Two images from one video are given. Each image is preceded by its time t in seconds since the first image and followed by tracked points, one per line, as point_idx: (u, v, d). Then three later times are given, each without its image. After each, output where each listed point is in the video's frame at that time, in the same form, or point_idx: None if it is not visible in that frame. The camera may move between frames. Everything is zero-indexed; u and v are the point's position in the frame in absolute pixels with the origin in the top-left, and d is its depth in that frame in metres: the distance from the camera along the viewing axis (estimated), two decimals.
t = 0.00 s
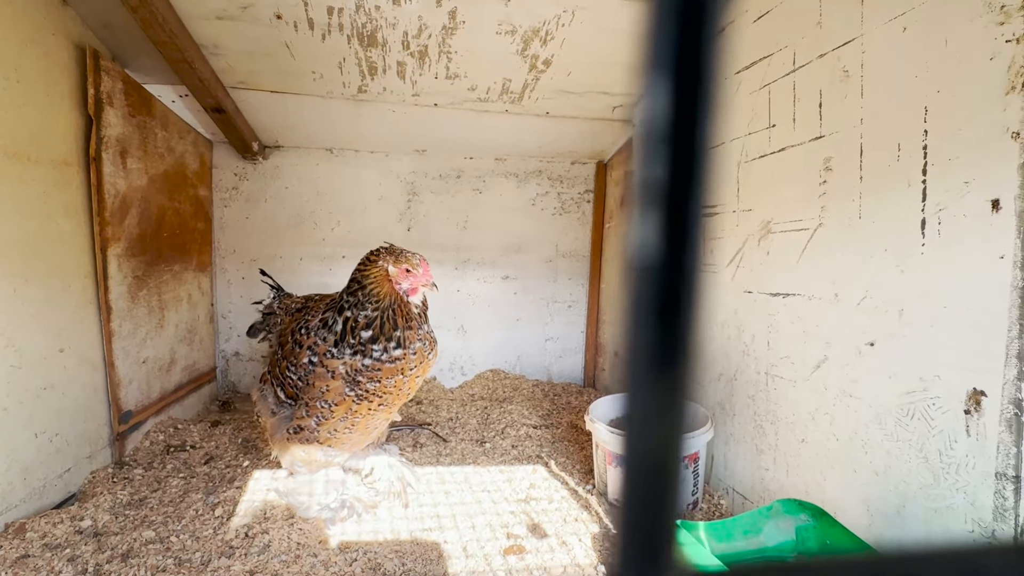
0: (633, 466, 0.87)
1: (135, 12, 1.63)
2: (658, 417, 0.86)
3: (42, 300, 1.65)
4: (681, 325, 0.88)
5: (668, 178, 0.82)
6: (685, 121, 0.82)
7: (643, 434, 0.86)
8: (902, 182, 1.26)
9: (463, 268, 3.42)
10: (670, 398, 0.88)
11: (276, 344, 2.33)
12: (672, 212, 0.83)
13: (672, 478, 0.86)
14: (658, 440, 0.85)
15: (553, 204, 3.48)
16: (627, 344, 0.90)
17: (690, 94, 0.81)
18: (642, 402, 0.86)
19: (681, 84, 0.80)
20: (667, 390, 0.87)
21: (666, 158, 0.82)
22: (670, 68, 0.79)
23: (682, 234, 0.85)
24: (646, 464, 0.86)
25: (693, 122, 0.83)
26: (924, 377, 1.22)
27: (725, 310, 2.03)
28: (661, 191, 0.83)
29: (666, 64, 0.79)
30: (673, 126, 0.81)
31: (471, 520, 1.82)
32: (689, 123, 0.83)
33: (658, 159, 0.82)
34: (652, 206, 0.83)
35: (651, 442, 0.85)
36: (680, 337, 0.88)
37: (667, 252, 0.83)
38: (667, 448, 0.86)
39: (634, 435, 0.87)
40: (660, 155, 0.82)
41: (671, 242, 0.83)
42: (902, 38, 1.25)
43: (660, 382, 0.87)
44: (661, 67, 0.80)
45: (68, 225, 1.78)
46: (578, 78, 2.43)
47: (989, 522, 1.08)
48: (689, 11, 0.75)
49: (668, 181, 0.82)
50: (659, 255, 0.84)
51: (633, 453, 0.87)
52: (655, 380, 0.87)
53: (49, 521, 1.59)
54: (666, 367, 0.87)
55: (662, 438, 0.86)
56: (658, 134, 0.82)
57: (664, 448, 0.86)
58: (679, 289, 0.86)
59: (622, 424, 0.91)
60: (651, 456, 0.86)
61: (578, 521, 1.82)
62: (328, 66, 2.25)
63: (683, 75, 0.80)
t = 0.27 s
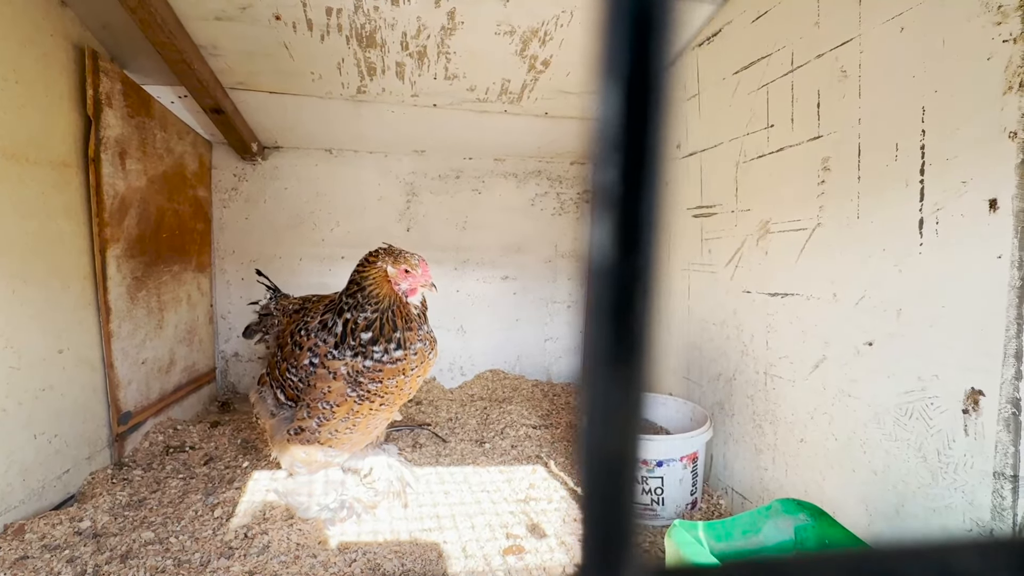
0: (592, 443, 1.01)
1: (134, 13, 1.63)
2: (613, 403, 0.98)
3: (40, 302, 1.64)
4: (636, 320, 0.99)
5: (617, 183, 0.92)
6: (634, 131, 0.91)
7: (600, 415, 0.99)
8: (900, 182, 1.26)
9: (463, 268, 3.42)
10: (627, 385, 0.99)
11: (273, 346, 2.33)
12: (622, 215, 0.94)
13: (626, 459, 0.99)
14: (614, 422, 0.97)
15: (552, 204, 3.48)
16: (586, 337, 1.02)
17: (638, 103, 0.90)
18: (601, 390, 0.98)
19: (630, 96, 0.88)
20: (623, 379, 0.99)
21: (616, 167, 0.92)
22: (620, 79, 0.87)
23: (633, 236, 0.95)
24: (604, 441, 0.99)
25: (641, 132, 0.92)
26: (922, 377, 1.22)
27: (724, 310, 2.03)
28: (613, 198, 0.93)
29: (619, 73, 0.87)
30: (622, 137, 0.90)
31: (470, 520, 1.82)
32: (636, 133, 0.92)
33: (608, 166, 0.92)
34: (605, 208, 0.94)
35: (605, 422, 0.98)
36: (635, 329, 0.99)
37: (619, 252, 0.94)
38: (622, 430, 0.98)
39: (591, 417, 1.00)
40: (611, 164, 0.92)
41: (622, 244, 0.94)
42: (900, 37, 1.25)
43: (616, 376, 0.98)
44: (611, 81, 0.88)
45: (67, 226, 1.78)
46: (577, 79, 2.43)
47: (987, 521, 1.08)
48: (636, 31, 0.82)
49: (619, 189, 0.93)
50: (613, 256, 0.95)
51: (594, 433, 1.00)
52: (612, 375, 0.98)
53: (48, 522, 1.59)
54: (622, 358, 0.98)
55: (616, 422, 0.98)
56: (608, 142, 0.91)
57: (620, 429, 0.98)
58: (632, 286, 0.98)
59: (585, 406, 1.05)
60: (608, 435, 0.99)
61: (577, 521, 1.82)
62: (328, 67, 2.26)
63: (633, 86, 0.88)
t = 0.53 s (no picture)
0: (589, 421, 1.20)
1: (133, 13, 1.63)
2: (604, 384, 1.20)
3: (40, 303, 1.64)
4: (620, 307, 1.24)
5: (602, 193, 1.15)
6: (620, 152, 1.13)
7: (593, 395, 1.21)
8: (899, 182, 1.26)
9: (462, 268, 3.42)
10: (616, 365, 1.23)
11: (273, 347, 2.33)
12: (608, 221, 1.17)
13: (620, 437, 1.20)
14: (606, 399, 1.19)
15: (552, 204, 3.48)
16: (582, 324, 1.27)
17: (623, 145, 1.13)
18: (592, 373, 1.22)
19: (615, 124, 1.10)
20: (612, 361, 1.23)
21: (603, 175, 1.13)
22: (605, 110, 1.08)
23: (616, 242, 1.20)
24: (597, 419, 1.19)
25: (626, 149, 1.14)
26: (922, 376, 1.23)
27: (723, 310, 2.03)
28: (599, 209, 1.17)
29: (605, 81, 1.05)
30: (610, 149, 1.12)
31: (470, 521, 1.82)
32: (621, 152, 1.14)
33: (595, 178, 1.14)
34: (591, 219, 1.19)
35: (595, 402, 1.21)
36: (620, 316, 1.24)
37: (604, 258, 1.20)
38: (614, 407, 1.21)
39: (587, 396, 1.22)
40: (598, 175, 1.14)
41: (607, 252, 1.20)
42: (899, 37, 1.25)
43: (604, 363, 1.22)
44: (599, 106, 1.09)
45: (67, 227, 1.78)
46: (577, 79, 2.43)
47: (986, 520, 1.08)
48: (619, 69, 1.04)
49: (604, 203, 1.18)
50: (599, 256, 1.21)
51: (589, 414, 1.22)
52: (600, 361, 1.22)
53: (48, 523, 1.59)
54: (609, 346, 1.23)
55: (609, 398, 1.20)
56: (597, 152, 1.12)
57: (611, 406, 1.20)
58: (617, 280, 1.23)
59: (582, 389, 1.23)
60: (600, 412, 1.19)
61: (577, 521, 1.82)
62: (327, 67, 2.25)
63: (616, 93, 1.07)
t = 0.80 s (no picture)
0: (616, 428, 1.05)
1: (134, 13, 1.63)
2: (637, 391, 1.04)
3: (40, 303, 1.64)
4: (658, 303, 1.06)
5: (640, 181, 0.98)
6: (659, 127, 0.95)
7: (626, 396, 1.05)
8: (900, 181, 1.26)
9: (462, 268, 3.42)
10: (650, 369, 1.06)
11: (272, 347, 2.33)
12: (644, 206, 1.00)
13: (655, 442, 1.03)
14: (639, 421, 1.02)
15: (552, 204, 3.48)
16: (611, 327, 1.11)
17: (663, 107, 0.95)
18: (623, 379, 1.06)
19: (654, 101, 0.92)
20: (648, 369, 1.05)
21: (640, 157, 0.96)
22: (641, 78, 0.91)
23: (656, 231, 1.01)
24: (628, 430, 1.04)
25: (667, 118, 0.96)
26: (923, 375, 1.22)
27: (723, 309, 2.03)
28: (633, 192, 0.99)
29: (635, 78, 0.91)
30: (648, 126, 0.94)
31: (471, 521, 1.82)
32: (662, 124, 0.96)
33: (629, 161, 0.98)
34: (626, 199, 1.02)
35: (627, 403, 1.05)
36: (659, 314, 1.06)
37: (640, 251, 1.02)
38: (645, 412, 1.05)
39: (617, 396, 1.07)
40: (632, 157, 0.97)
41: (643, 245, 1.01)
42: (900, 37, 1.25)
43: (636, 362, 1.05)
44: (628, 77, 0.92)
45: (67, 228, 1.78)
46: (577, 79, 2.43)
47: (988, 520, 1.08)
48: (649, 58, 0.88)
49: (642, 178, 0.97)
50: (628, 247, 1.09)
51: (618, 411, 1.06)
52: (631, 361, 1.06)
53: (49, 523, 1.59)
54: (645, 354, 1.05)
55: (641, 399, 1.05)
56: (628, 137, 0.97)
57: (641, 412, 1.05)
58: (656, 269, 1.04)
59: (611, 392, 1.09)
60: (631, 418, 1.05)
61: (578, 521, 1.82)
62: (327, 67, 2.25)
63: (653, 78, 0.92)
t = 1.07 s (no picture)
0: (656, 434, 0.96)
1: (134, 13, 1.63)
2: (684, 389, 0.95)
3: (41, 303, 1.64)
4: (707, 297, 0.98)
5: (692, 160, 0.93)
6: (715, 103, 0.91)
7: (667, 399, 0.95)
8: (903, 180, 1.26)
9: (463, 268, 3.42)
10: (697, 369, 0.97)
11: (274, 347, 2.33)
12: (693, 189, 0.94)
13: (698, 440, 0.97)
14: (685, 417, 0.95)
15: (553, 203, 3.48)
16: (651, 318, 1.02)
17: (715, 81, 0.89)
18: (665, 376, 0.97)
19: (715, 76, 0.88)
20: (691, 366, 0.97)
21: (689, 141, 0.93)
22: (702, 50, 0.85)
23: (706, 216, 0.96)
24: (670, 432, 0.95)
25: (716, 102, 0.92)
26: (925, 375, 1.22)
27: (725, 309, 2.03)
28: (688, 165, 0.93)
29: (694, 48, 0.85)
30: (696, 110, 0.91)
31: (472, 521, 1.82)
32: (717, 103, 0.91)
33: (682, 140, 0.93)
34: (677, 176, 0.95)
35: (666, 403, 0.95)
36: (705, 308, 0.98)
37: (690, 231, 0.95)
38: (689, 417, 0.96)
39: (659, 394, 0.97)
40: (685, 136, 0.92)
41: (693, 224, 0.95)
42: (903, 35, 1.25)
43: (684, 359, 0.96)
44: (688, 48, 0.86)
45: (68, 228, 1.78)
46: (578, 78, 2.43)
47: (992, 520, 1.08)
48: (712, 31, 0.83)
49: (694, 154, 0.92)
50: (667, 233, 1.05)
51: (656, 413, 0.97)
52: (678, 357, 0.96)
53: (50, 523, 1.59)
54: (690, 346, 0.97)
55: (685, 400, 0.96)
56: (679, 115, 0.93)
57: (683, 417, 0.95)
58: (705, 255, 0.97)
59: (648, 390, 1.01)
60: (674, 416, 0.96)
61: (579, 521, 1.82)
62: (328, 66, 2.25)
63: (709, 54, 0.86)
